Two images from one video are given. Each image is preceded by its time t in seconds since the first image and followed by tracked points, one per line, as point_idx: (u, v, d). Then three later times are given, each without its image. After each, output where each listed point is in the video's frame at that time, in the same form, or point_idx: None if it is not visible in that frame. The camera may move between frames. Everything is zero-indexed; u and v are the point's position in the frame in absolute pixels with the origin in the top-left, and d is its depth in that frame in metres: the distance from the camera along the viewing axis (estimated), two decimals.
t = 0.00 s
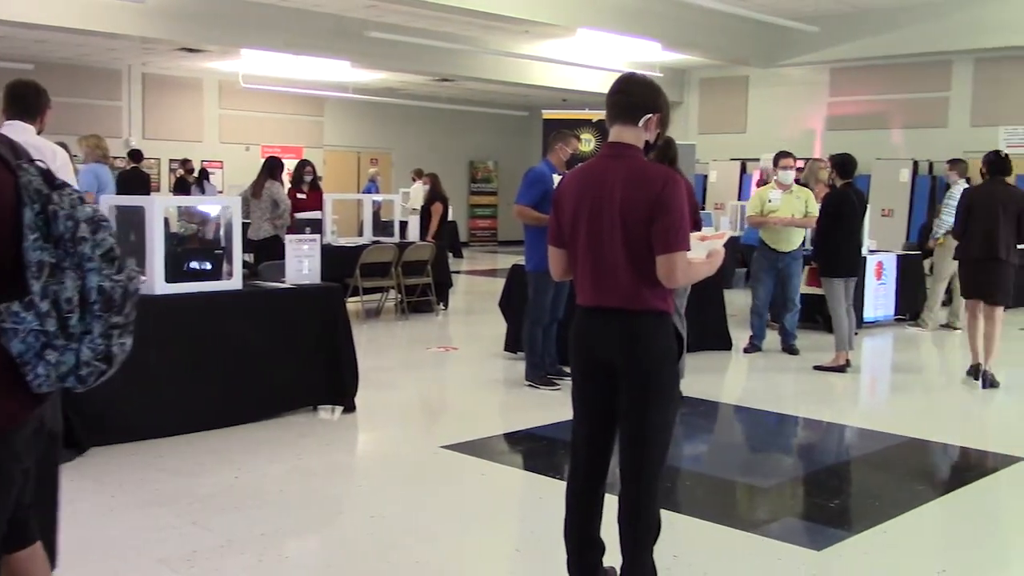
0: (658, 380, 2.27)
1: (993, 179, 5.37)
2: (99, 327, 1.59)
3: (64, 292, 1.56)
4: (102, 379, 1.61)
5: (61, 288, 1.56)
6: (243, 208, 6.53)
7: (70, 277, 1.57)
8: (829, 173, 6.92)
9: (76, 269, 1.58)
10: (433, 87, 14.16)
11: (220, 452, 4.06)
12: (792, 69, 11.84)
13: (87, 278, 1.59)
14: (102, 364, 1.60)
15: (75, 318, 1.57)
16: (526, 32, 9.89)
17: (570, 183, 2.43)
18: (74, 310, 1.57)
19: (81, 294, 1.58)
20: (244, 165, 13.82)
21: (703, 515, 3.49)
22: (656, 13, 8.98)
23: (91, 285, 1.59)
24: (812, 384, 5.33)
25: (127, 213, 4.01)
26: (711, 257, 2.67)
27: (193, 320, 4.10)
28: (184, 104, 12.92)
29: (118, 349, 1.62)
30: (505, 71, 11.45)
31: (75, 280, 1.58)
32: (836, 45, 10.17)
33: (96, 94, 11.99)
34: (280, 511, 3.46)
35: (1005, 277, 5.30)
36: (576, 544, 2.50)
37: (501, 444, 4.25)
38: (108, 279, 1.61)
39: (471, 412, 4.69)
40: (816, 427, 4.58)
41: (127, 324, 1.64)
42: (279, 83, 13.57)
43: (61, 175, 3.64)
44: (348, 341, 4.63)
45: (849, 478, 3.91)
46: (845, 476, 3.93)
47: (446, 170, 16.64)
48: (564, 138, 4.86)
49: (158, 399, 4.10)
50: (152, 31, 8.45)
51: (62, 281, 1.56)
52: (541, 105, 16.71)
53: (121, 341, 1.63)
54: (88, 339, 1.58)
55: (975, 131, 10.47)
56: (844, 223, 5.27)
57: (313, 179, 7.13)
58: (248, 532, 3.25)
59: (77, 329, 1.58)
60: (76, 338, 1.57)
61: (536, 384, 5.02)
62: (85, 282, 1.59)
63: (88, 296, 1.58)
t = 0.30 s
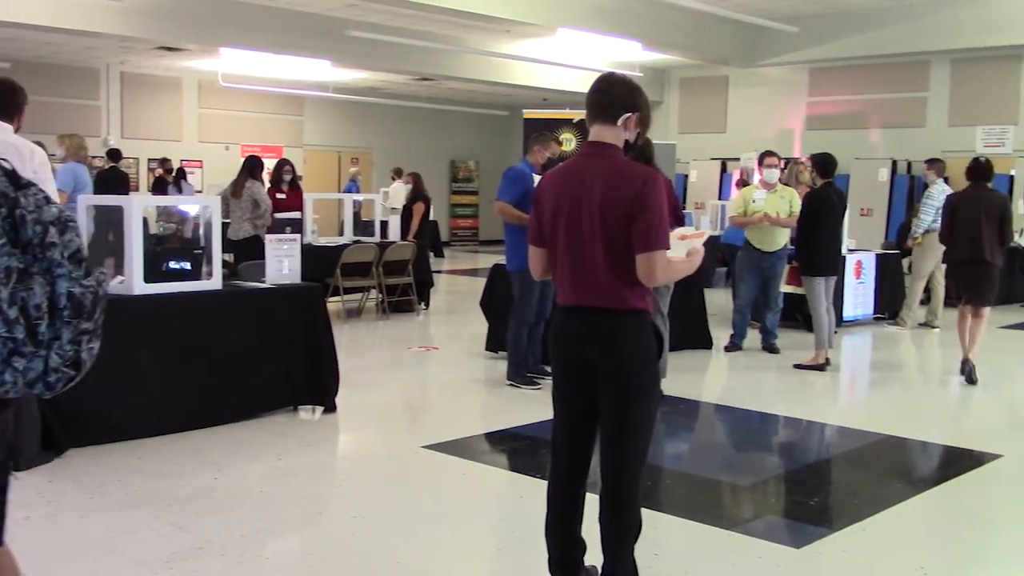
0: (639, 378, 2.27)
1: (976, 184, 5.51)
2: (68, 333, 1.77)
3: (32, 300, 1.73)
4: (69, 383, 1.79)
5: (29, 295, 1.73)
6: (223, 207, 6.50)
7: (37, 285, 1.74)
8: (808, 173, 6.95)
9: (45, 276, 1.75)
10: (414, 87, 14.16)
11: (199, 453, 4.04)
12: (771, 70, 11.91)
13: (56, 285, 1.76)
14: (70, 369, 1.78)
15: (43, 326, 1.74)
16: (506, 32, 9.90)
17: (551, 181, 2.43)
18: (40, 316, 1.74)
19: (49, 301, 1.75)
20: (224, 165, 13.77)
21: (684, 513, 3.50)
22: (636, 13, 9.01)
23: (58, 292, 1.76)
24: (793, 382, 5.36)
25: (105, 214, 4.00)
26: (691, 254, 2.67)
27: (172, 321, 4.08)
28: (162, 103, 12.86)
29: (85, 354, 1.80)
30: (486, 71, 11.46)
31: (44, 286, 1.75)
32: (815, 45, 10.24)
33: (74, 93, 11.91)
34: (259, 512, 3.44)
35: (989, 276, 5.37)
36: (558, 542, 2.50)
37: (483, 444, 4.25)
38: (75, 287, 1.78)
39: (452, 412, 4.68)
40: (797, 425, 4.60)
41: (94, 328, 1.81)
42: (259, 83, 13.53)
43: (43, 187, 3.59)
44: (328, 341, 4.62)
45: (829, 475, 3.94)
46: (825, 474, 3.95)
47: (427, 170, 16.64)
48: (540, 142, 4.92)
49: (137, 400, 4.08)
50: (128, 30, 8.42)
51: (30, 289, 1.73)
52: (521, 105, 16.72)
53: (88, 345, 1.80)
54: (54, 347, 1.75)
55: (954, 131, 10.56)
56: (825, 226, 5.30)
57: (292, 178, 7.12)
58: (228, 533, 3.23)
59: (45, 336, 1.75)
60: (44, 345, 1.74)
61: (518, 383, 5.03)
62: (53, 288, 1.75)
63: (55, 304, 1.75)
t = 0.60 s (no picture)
0: (621, 378, 2.27)
1: (963, 181, 5.53)
2: (45, 337, 1.88)
3: (10, 306, 1.82)
4: (49, 383, 1.92)
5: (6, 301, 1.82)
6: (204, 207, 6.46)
7: (12, 291, 1.83)
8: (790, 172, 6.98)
9: (19, 282, 1.84)
10: (397, 86, 14.13)
11: (180, 454, 4.01)
12: (753, 69, 11.96)
13: (31, 289, 1.85)
14: (49, 371, 1.90)
15: (20, 331, 1.85)
16: (489, 32, 9.91)
17: (533, 181, 2.42)
18: (16, 321, 1.84)
19: (25, 304, 1.84)
20: (205, 164, 13.70)
21: (666, 512, 3.51)
22: (619, 13, 9.03)
23: (34, 295, 1.85)
24: (776, 381, 5.38)
25: (85, 213, 3.99)
26: (673, 253, 2.67)
27: (153, 321, 4.06)
28: (143, 102, 12.78)
29: (62, 355, 1.92)
30: (469, 70, 11.45)
31: (19, 290, 1.84)
32: (797, 45, 10.28)
33: (53, 92, 11.82)
34: (241, 513, 3.43)
35: (968, 275, 5.46)
36: (540, 542, 2.49)
37: (466, 444, 4.24)
38: (51, 290, 1.87)
39: (434, 412, 4.68)
40: (779, 424, 4.61)
41: (71, 329, 1.92)
42: (240, 82, 13.47)
43: (23, 191, 3.56)
44: (310, 340, 4.61)
45: (809, 474, 3.95)
46: (806, 472, 3.96)
47: (410, 169, 16.61)
48: (514, 142, 4.93)
49: (117, 401, 4.05)
50: (107, 29, 8.36)
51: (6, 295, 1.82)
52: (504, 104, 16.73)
53: (66, 346, 1.92)
54: (34, 350, 1.87)
55: (934, 130, 10.63)
56: (808, 225, 5.32)
57: (273, 177, 7.09)
58: (210, 534, 3.22)
59: (22, 342, 1.86)
60: (22, 351, 1.86)
61: (500, 383, 5.03)
62: (29, 293, 1.85)
63: (31, 308, 1.85)
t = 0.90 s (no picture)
0: (606, 378, 2.27)
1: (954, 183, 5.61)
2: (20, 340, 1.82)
3: None
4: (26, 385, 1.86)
5: None
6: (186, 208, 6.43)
7: None
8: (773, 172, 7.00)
9: None
10: (380, 86, 14.12)
11: (163, 455, 4.00)
12: (736, 69, 12.00)
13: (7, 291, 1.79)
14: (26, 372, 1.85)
15: None
16: (472, 31, 9.91)
17: (516, 181, 2.42)
18: None
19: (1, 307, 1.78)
20: (188, 163, 13.63)
21: (650, 511, 3.51)
22: (602, 13, 9.05)
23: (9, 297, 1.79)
24: (759, 380, 5.40)
25: (66, 212, 3.97)
26: (658, 253, 2.67)
27: (135, 322, 4.04)
28: (125, 101, 12.71)
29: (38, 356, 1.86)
30: (453, 69, 11.44)
31: None
32: (780, 45, 10.32)
33: (33, 91, 11.73)
34: (224, 513, 3.41)
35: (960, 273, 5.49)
36: (524, 543, 2.49)
37: (449, 444, 4.24)
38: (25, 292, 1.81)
39: (418, 412, 4.68)
40: (762, 423, 4.63)
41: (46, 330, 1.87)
42: (223, 81, 13.42)
43: None
44: (293, 340, 4.60)
45: (792, 472, 3.97)
46: (788, 471, 3.98)
47: (394, 169, 16.60)
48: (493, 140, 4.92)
49: (99, 402, 4.03)
50: (88, 27, 8.30)
51: None
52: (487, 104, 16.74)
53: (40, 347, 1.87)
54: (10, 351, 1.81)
55: (915, 130, 10.70)
56: (790, 225, 5.35)
57: (255, 176, 7.07)
58: (192, 536, 3.20)
59: None
60: None
61: (484, 383, 5.03)
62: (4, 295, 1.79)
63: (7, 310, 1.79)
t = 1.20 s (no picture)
0: (587, 377, 2.28)
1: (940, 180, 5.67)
2: None
3: None
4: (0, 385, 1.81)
5: None
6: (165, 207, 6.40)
7: None
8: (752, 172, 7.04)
9: None
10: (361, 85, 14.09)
11: (143, 456, 3.97)
12: (716, 69, 12.04)
13: None
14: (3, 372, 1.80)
15: None
16: (453, 31, 9.90)
17: (497, 180, 2.42)
18: None
19: None
20: (167, 163, 13.56)
21: (632, 510, 3.52)
22: (582, 12, 9.07)
23: None
24: (739, 378, 5.42)
25: (44, 213, 3.96)
26: (638, 251, 2.68)
27: (114, 322, 4.01)
28: (103, 101, 12.62)
29: (14, 355, 1.81)
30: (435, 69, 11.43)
31: None
32: (760, 46, 10.36)
33: (10, 90, 11.63)
34: (204, 514, 3.40)
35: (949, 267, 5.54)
36: (506, 543, 2.49)
37: (430, 443, 4.24)
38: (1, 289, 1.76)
39: (398, 411, 4.67)
40: (743, 421, 4.65)
41: (20, 329, 1.81)
42: (203, 81, 13.36)
43: None
44: (273, 340, 4.58)
45: (772, 470, 3.99)
46: (767, 469, 4.01)
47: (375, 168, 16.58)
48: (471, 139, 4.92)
49: (78, 403, 4.00)
50: (65, 25, 8.23)
51: None
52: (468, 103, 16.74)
53: (15, 345, 1.81)
54: None
55: (893, 130, 10.78)
56: (770, 225, 5.37)
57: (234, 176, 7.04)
58: (173, 537, 3.19)
59: None
60: None
61: (466, 382, 5.03)
62: None
63: None
